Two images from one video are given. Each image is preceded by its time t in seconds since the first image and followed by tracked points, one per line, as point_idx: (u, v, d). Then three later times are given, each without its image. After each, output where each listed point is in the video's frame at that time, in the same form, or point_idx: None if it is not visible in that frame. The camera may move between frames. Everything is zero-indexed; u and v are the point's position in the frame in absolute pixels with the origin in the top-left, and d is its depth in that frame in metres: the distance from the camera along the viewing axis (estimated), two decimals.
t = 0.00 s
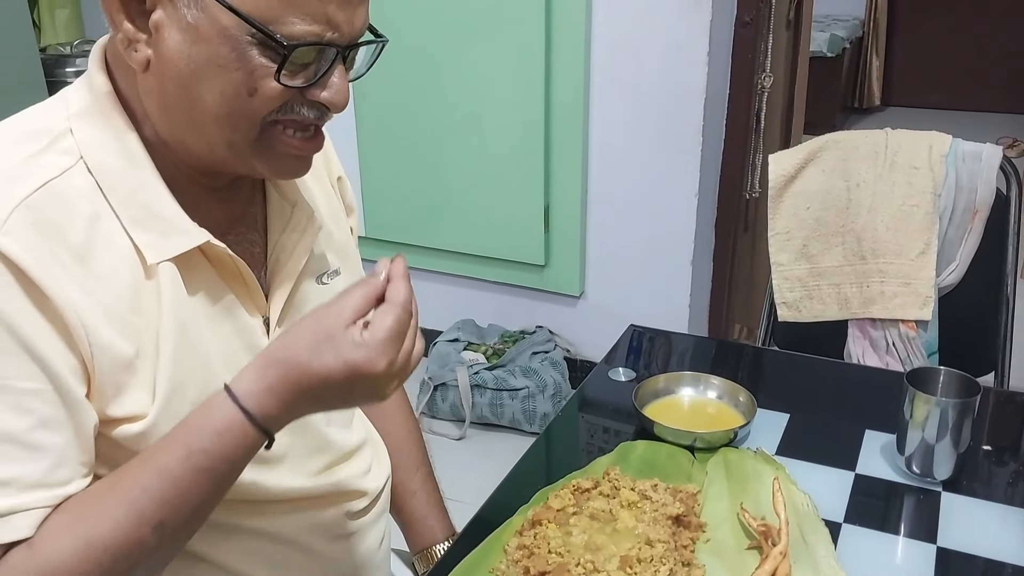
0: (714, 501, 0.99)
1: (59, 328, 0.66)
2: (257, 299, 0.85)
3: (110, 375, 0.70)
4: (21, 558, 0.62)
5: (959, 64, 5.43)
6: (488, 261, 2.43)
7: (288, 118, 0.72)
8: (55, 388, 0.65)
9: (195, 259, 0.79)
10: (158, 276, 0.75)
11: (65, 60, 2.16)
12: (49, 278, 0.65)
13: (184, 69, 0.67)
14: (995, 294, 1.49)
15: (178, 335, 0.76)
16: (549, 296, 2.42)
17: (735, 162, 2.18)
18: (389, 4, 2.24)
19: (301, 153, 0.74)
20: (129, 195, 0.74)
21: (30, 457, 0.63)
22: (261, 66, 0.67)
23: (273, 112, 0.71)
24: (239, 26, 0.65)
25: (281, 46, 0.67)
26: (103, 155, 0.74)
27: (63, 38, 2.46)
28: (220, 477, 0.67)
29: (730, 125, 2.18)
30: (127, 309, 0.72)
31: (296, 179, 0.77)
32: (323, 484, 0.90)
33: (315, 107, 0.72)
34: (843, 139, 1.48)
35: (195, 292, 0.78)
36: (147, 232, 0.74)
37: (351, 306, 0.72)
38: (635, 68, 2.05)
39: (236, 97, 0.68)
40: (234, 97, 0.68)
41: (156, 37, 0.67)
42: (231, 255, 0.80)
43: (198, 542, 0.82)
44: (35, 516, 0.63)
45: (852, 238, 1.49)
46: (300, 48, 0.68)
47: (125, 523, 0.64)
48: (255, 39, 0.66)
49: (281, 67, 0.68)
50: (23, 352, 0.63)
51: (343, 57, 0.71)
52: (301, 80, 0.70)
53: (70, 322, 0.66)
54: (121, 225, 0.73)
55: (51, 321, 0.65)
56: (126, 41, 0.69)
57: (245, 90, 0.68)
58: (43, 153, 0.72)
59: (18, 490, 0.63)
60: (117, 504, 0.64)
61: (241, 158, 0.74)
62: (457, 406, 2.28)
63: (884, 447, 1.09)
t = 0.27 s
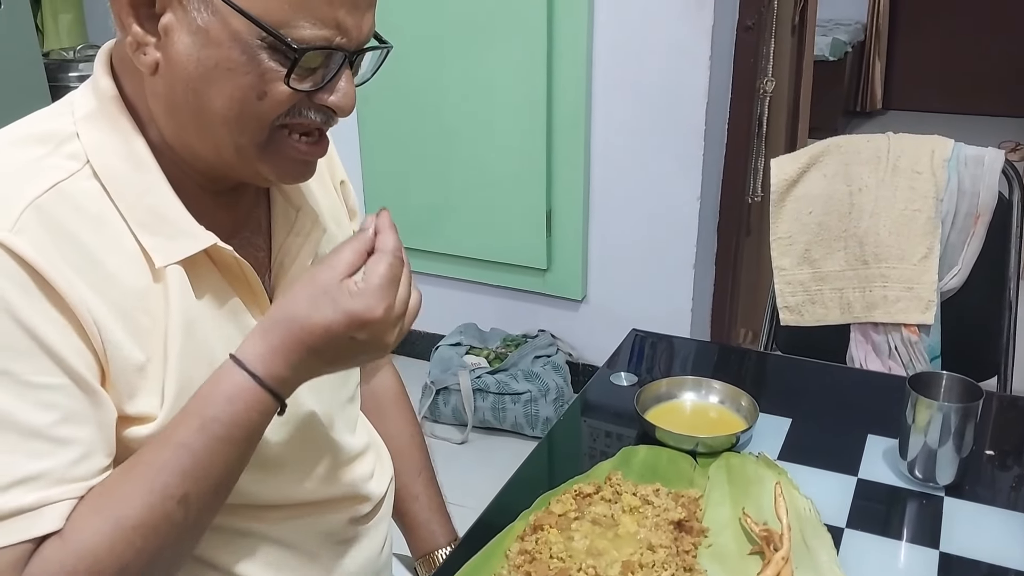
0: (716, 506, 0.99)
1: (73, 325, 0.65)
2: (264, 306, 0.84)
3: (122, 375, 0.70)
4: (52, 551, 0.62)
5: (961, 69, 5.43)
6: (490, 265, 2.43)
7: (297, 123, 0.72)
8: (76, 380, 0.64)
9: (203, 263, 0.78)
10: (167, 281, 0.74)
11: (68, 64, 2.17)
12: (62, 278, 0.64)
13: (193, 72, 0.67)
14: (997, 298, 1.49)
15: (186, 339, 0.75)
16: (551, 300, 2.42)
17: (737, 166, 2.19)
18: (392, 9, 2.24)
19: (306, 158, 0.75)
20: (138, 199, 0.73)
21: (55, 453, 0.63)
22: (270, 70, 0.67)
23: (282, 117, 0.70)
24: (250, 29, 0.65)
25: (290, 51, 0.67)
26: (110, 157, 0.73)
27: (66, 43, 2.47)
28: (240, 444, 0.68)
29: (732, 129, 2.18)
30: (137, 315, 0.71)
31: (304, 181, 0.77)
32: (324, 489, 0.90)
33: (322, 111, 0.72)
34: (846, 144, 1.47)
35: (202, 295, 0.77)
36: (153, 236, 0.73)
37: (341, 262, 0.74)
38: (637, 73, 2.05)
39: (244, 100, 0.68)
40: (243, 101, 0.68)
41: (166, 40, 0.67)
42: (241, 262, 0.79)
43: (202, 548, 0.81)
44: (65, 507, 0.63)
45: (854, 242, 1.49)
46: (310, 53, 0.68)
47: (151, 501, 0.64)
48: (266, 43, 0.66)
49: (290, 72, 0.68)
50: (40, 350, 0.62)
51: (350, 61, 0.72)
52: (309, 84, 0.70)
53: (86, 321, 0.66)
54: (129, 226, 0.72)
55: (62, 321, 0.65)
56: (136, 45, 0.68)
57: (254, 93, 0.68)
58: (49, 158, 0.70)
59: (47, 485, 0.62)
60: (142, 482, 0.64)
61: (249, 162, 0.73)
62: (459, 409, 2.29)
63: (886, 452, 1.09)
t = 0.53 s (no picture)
0: (721, 514, 0.99)
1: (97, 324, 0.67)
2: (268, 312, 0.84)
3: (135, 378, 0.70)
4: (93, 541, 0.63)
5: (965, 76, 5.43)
6: (494, 272, 2.43)
7: (306, 130, 0.72)
8: (103, 372, 0.66)
9: (213, 271, 0.78)
10: (179, 287, 0.74)
11: (74, 72, 2.18)
12: (76, 275, 0.66)
13: (199, 76, 0.67)
14: (1001, 306, 1.48)
15: (199, 345, 0.75)
16: (555, 307, 2.42)
17: (740, 172, 2.20)
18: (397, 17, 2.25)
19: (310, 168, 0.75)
20: (144, 207, 0.73)
21: (89, 446, 0.64)
22: (279, 75, 0.67)
23: (291, 125, 0.71)
24: (260, 32, 0.66)
25: (300, 54, 0.67)
26: (119, 166, 0.72)
27: (72, 51, 2.48)
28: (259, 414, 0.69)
29: (737, 137, 2.18)
30: (148, 320, 0.71)
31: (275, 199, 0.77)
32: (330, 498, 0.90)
33: (330, 115, 0.73)
34: (850, 151, 1.49)
35: (212, 301, 0.78)
36: (162, 244, 0.73)
37: (304, 205, 0.74)
38: (641, 81, 2.06)
39: (252, 106, 0.68)
40: (251, 107, 0.68)
41: (174, 44, 0.67)
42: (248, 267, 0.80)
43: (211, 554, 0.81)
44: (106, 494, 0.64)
45: (858, 249, 1.49)
46: (318, 55, 0.68)
47: (180, 475, 0.65)
48: (276, 47, 0.67)
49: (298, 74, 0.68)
50: (63, 347, 0.64)
51: (359, 65, 0.72)
52: (320, 88, 0.70)
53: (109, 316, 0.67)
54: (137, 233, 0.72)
55: (79, 319, 0.65)
56: (143, 49, 0.68)
57: (263, 100, 0.68)
58: (62, 166, 0.71)
59: (87, 476, 0.63)
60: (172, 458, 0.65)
61: (253, 170, 0.73)
62: (464, 416, 2.29)
63: (891, 460, 1.09)
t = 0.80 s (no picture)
0: (723, 517, 0.99)
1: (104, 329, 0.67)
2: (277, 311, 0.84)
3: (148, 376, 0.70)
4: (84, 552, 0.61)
5: (968, 78, 5.42)
6: (496, 275, 2.44)
7: (314, 130, 0.73)
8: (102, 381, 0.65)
9: (221, 272, 0.78)
10: (189, 289, 0.74)
11: (78, 75, 2.19)
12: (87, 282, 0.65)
13: (209, 76, 0.67)
14: (1005, 308, 1.48)
15: (208, 346, 0.75)
16: (558, 309, 2.42)
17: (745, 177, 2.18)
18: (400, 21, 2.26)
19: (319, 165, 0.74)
20: (155, 209, 0.73)
21: (88, 454, 0.63)
22: (288, 75, 0.68)
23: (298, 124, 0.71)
24: (270, 32, 0.66)
25: (310, 53, 0.68)
26: (127, 167, 0.73)
27: (77, 54, 2.49)
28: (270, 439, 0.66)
29: (740, 140, 2.18)
30: (159, 321, 0.72)
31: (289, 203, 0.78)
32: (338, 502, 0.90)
33: (340, 116, 0.73)
34: (853, 154, 1.49)
35: (220, 303, 0.78)
36: (171, 245, 0.73)
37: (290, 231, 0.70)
38: (644, 84, 2.06)
39: (260, 106, 0.68)
40: (259, 107, 0.68)
41: (184, 46, 0.67)
42: (256, 267, 0.80)
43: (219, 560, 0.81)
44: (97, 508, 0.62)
45: (862, 252, 1.49)
46: (328, 55, 0.68)
47: (178, 497, 0.62)
48: (285, 46, 0.67)
49: (308, 72, 0.68)
50: (62, 355, 0.62)
51: (368, 65, 0.72)
52: (329, 88, 0.70)
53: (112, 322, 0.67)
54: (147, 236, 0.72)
55: (81, 325, 0.65)
56: (154, 52, 0.69)
57: (270, 100, 0.68)
58: (72, 168, 0.71)
59: (83, 486, 0.62)
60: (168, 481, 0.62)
61: (258, 170, 0.73)
62: (466, 419, 2.28)
63: (894, 462, 1.09)
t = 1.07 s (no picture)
0: (724, 518, 0.99)
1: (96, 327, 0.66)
2: (280, 309, 0.84)
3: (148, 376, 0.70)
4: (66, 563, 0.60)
5: (970, 78, 5.42)
6: (498, 276, 2.44)
7: (324, 131, 0.73)
8: (91, 380, 0.64)
9: (223, 270, 0.78)
10: (187, 288, 0.73)
11: (80, 76, 2.19)
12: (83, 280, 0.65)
13: (220, 79, 0.68)
14: (1006, 309, 1.48)
15: (203, 349, 0.74)
16: (559, 310, 2.43)
17: (745, 177, 2.19)
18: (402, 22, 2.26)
19: (332, 157, 0.75)
20: (157, 209, 0.73)
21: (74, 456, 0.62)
22: (299, 77, 0.68)
23: (310, 125, 0.72)
24: (279, 35, 0.66)
25: (319, 57, 0.68)
26: (130, 168, 0.73)
27: (78, 55, 2.49)
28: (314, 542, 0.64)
29: (740, 141, 2.18)
30: (164, 319, 0.72)
31: (328, 182, 0.78)
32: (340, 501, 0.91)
33: (348, 117, 0.73)
34: (855, 154, 1.48)
35: (220, 301, 0.77)
36: (174, 245, 0.73)
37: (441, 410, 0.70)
38: (646, 85, 2.06)
39: (271, 108, 0.69)
40: (271, 109, 0.69)
41: (193, 48, 0.68)
42: (259, 267, 0.79)
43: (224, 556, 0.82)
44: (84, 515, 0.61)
45: (863, 253, 1.49)
46: (336, 59, 0.68)
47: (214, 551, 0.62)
48: (293, 49, 0.67)
49: (317, 77, 0.69)
50: (51, 352, 0.62)
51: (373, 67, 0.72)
52: (337, 90, 0.70)
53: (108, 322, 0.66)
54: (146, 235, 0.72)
55: (74, 322, 0.64)
56: (162, 55, 0.70)
57: (281, 101, 0.69)
58: (74, 166, 0.71)
59: (65, 490, 0.61)
60: (208, 544, 0.62)
61: (272, 168, 0.74)
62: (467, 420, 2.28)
63: (896, 463, 1.09)
